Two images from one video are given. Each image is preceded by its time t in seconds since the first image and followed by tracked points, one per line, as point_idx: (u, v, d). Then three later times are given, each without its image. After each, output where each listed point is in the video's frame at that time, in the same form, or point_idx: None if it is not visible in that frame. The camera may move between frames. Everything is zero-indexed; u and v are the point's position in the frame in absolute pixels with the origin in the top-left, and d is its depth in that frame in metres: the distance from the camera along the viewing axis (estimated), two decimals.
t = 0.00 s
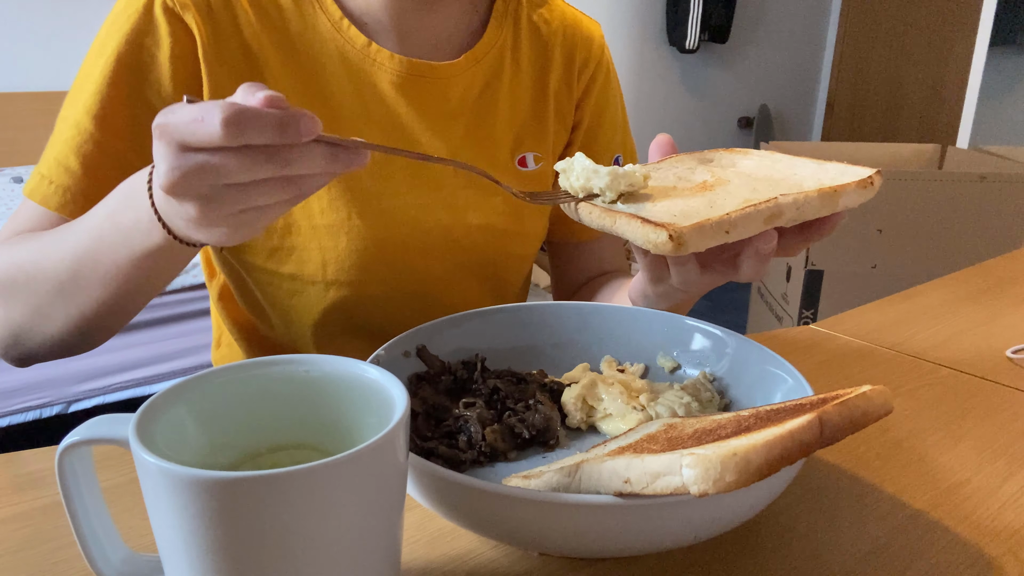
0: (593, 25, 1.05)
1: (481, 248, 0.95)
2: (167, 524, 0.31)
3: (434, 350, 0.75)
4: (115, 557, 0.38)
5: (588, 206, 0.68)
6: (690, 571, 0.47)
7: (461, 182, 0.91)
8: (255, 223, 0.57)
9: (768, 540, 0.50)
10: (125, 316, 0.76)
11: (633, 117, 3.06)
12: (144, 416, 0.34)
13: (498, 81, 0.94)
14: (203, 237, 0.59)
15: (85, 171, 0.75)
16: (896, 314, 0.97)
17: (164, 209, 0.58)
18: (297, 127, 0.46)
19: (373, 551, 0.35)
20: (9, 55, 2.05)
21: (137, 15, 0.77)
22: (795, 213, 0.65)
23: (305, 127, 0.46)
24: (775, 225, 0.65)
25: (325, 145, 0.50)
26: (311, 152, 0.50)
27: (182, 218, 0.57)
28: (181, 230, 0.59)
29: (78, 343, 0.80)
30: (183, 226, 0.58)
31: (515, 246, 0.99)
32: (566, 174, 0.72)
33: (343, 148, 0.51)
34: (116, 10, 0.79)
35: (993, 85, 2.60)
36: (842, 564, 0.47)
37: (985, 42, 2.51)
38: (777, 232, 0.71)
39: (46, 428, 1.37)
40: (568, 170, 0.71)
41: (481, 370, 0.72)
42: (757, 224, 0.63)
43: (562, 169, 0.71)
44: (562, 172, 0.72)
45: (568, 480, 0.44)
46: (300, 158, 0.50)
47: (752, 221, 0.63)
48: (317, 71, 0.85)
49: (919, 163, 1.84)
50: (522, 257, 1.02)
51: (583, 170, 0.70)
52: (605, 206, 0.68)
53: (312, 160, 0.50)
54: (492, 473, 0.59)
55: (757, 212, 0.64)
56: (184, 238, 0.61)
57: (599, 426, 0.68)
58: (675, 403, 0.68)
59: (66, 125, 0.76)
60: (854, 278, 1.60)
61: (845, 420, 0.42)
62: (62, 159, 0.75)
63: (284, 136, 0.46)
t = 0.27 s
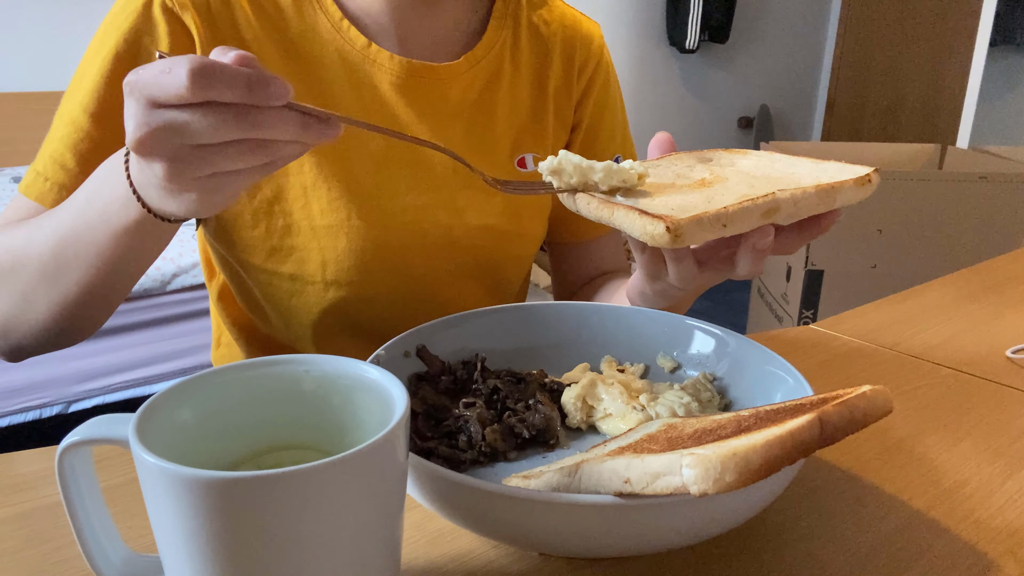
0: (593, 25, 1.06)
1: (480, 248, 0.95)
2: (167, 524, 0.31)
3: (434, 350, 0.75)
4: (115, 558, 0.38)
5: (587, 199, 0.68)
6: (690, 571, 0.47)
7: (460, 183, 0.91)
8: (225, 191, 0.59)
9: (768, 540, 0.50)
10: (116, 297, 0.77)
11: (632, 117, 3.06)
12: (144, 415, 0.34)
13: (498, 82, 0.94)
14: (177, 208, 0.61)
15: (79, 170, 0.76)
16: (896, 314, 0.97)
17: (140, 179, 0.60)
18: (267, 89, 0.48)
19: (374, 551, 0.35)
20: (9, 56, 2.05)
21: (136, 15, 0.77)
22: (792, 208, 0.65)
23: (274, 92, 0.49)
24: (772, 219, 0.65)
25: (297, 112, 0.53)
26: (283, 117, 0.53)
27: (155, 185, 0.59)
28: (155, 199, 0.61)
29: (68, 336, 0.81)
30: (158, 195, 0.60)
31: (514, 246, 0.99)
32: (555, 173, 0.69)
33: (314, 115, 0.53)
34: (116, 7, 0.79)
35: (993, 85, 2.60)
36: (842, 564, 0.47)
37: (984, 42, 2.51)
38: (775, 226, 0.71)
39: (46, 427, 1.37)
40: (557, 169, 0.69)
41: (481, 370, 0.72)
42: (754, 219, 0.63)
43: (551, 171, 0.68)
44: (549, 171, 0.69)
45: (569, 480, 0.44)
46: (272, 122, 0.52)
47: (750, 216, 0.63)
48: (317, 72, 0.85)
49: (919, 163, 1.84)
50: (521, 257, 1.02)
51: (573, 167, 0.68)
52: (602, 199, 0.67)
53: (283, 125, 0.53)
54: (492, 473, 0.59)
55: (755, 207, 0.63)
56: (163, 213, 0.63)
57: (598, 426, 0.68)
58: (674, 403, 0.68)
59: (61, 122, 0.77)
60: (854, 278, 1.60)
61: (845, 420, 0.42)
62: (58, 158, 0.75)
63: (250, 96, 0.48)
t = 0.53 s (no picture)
0: (593, 26, 1.06)
1: (479, 249, 0.95)
2: (167, 524, 0.31)
3: (434, 350, 0.75)
4: (115, 558, 0.38)
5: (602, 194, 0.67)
6: (690, 571, 0.47)
7: (459, 184, 0.91)
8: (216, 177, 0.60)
9: (768, 540, 0.50)
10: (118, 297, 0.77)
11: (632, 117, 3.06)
12: (144, 415, 0.34)
13: (497, 82, 0.94)
14: (170, 196, 0.62)
15: (76, 171, 0.76)
16: (896, 314, 0.97)
17: (136, 168, 0.61)
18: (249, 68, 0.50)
19: (374, 551, 0.35)
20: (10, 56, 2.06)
21: (136, 15, 0.77)
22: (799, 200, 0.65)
23: (257, 68, 0.50)
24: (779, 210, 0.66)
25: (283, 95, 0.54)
26: (270, 100, 0.54)
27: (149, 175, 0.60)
28: (148, 188, 0.62)
29: (80, 342, 0.82)
30: (152, 183, 0.61)
31: (513, 247, 0.99)
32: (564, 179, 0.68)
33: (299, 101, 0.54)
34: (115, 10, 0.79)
35: (993, 85, 2.60)
36: (842, 564, 0.47)
37: (985, 42, 2.52)
38: (781, 218, 0.70)
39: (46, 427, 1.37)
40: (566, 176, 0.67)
41: (481, 370, 0.72)
42: (762, 209, 0.63)
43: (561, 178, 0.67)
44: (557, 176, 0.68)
45: (569, 480, 0.44)
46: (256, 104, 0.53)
47: (758, 206, 0.63)
48: (316, 73, 0.85)
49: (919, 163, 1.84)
50: (521, 258, 1.02)
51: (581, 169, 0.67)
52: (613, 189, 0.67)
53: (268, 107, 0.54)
54: (492, 473, 0.59)
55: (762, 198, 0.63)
56: (157, 205, 0.64)
57: (598, 426, 0.68)
58: (674, 403, 0.68)
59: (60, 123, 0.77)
60: (854, 278, 1.60)
61: (845, 419, 0.42)
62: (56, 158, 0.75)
63: (234, 72, 0.50)
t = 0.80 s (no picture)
0: (593, 24, 1.05)
1: (479, 251, 0.95)
2: (167, 524, 0.31)
3: (434, 350, 0.75)
4: (115, 557, 0.38)
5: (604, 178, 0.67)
6: (690, 571, 0.47)
7: (458, 186, 0.91)
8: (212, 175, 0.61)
9: (768, 540, 0.50)
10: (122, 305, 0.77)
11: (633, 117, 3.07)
12: (144, 415, 0.34)
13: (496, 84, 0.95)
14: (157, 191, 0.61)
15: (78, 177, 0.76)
16: (896, 314, 0.97)
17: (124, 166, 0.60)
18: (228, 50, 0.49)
19: (374, 551, 0.35)
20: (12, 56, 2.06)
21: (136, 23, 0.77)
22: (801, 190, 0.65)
23: (234, 54, 0.49)
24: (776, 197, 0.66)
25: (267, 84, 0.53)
26: (249, 89, 0.53)
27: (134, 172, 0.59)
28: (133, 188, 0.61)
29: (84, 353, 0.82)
30: (142, 181, 0.61)
31: (513, 248, 0.99)
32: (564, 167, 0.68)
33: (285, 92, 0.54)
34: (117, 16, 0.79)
35: (993, 86, 2.61)
36: (842, 564, 0.47)
37: (985, 42, 2.53)
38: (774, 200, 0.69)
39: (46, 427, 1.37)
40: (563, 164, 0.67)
41: (481, 370, 0.72)
42: (755, 187, 0.63)
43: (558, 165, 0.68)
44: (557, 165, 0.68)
45: (569, 480, 0.44)
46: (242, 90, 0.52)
47: (750, 184, 0.63)
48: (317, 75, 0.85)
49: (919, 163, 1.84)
50: (521, 260, 1.02)
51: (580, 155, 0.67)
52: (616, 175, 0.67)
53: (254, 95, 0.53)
54: (492, 473, 0.59)
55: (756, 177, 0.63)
56: (151, 206, 0.64)
57: (598, 426, 0.68)
58: (674, 403, 0.68)
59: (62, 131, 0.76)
60: (854, 278, 1.60)
61: (845, 420, 0.42)
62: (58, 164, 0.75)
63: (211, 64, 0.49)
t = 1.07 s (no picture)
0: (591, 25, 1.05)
1: (478, 272, 0.97)
2: (167, 524, 0.31)
3: (434, 350, 0.75)
4: (115, 558, 0.38)
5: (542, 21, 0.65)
6: (690, 572, 0.47)
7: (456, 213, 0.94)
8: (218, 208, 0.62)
9: (768, 540, 0.50)
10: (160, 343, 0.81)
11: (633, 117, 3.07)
12: (144, 415, 0.34)
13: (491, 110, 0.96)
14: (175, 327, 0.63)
15: (98, 203, 0.76)
16: (896, 314, 0.97)
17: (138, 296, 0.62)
18: (240, 227, 0.57)
19: (374, 551, 0.35)
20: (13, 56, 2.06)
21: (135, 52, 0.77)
22: (745, 92, 0.58)
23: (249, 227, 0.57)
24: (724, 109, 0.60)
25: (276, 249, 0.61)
26: (262, 258, 0.60)
27: (151, 284, 0.61)
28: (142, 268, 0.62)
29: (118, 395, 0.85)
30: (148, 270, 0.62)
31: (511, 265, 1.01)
32: (507, 43, 0.66)
33: (295, 251, 0.61)
34: (113, 40, 0.80)
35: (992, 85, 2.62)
36: (841, 564, 0.47)
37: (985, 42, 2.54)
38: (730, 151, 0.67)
39: (46, 427, 1.37)
40: (506, 28, 0.66)
41: (481, 370, 0.72)
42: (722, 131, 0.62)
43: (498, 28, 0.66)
44: (503, 44, 0.67)
45: (569, 480, 0.44)
46: (256, 262, 0.60)
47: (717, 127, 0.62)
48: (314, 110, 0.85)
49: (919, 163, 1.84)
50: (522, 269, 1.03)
51: (519, 35, 0.65)
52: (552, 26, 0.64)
53: (267, 264, 0.61)
54: (492, 473, 0.59)
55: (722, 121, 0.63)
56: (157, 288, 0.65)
57: (598, 426, 0.68)
58: (674, 403, 0.68)
59: (76, 158, 0.77)
60: (854, 278, 1.60)
61: (845, 420, 0.42)
62: (75, 193, 0.76)
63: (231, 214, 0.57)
